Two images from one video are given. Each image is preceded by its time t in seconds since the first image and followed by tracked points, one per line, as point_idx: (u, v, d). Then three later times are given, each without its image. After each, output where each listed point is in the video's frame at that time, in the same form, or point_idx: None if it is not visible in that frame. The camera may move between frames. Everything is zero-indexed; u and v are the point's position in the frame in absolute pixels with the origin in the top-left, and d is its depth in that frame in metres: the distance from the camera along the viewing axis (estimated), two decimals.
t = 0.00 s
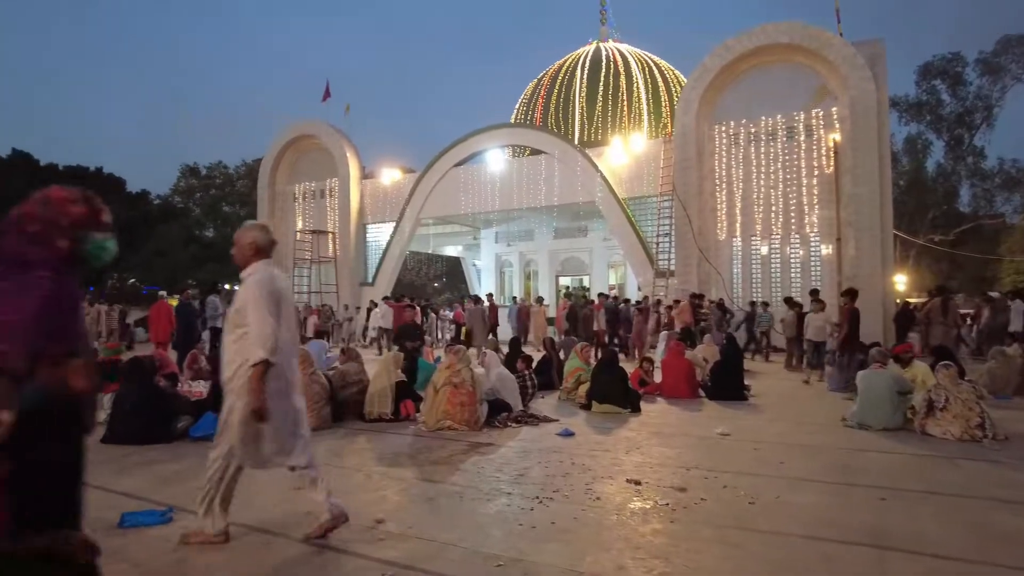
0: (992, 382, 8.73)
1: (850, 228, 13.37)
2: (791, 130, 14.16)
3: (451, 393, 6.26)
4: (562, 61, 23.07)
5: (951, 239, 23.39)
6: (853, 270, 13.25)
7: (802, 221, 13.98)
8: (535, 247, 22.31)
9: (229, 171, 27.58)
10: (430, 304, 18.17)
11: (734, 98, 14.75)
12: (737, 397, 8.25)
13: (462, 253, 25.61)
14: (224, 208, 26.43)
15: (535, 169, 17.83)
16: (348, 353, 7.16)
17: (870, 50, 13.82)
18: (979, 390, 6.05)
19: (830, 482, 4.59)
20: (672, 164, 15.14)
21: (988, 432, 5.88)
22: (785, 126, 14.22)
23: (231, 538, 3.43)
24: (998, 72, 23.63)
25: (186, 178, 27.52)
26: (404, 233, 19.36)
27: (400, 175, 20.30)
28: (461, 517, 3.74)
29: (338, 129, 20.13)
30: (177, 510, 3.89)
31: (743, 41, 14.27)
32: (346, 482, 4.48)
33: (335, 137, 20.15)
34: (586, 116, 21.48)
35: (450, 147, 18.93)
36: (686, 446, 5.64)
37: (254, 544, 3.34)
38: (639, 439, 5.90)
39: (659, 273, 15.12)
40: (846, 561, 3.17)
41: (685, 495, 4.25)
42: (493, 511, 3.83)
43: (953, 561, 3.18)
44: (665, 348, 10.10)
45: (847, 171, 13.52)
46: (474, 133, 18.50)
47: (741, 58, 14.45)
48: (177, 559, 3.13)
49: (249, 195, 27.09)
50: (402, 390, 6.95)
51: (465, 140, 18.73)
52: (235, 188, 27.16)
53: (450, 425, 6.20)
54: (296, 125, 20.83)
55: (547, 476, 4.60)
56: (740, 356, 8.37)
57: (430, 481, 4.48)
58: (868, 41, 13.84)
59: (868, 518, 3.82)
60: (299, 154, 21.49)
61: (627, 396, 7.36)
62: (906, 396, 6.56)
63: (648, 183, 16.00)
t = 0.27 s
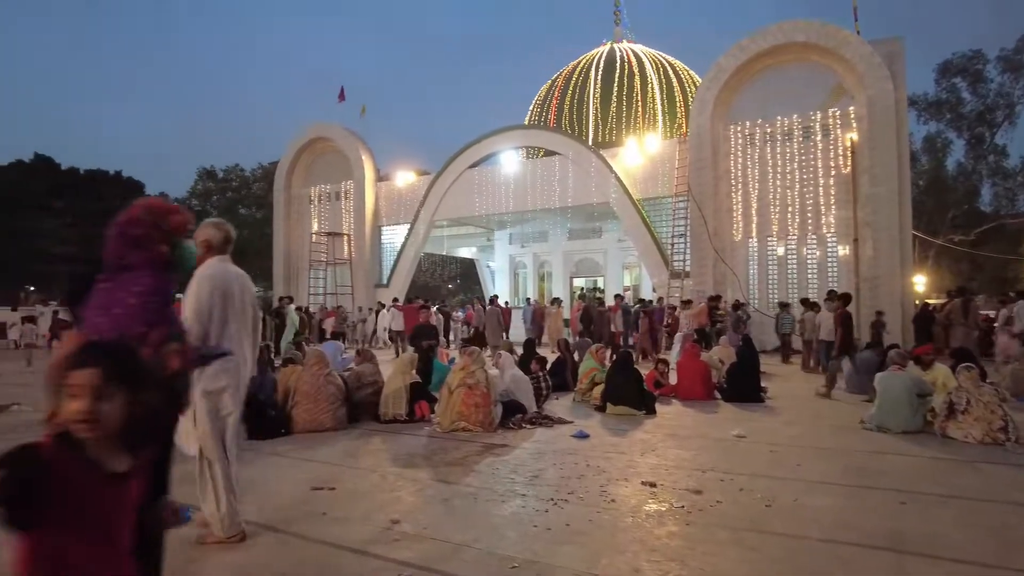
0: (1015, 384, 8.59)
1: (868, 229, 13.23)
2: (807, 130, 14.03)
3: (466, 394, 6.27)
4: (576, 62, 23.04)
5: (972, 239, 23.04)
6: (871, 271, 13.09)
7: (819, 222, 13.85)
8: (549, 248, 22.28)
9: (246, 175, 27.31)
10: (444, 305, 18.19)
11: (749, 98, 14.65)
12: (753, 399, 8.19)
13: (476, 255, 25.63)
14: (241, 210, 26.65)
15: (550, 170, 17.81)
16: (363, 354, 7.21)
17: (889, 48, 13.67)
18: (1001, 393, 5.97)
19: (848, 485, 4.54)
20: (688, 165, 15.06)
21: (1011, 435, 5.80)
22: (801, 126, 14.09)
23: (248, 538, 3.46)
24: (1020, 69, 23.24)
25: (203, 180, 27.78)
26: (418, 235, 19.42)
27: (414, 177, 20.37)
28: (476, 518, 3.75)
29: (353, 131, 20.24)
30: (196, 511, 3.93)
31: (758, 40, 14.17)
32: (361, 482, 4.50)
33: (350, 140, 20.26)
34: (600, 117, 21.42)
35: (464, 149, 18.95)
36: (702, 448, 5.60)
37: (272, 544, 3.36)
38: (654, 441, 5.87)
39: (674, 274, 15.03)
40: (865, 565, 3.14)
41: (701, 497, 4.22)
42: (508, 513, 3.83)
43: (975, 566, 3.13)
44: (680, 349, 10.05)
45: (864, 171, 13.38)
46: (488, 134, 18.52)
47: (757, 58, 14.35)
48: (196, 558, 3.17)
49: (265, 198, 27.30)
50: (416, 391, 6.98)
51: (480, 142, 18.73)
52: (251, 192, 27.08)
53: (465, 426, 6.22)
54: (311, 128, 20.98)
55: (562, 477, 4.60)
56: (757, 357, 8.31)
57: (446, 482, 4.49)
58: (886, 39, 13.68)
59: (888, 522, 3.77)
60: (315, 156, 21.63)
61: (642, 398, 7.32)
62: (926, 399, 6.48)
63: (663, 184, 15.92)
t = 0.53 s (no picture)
0: None
1: (884, 229, 13.08)
2: (823, 130, 13.91)
3: (479, 395, 6.27)
4: (589, 63, 23.01)
5: (992, 239, 22.67)
6: (888, 272, 12.95)
7: (834, 222, 13.72)
8: (562, 249, 22.25)
9: (261, 176, 27.73)
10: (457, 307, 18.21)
11: (764, 98, 14.55)
12: (769, 401, 8.12)
13: (489, 256, 25.66)
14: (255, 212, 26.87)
15: (563, 171, 17.78)
16: (377, 355, 7.24)
17: (906, 46, 13.52)
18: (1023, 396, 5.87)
19: (866, 488, 4.48)
20: (702, 165, 14.98)
21: None
22: (816, 126, 13.98)
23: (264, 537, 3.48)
24: None
25: (219, 183, 28.03)
26: (432, 236, 19.47)
27: (427, 178, 20.43)
28: (489, 519, 3.75)
29: (367, 134, 20.35)
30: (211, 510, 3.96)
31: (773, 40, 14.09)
32: (375, 482, 4.52)
33: (364, 142, 20.38)
34: (613, 117, 21.37)
35: (477, 151, 18.98)
36: (717, 450, 5.56)
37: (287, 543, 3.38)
38: (669, 443, 5.84)
39: (688, 276, 14.93)
40: (883, 568, 3.10)
41: (716, 500, 4.19)
42: (521, 514, 3.83)
43: (995, 571, 3.08)
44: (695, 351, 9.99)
45: (881, 171, 13.25)
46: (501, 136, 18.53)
47: (771, 57, 14.26)
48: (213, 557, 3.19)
49: (280, 200, 27.49)
50: (430, 392, 7.00)
51: (492, 143, 18.75)
52: (266, 193, 27.43)
53: (479, 427, 6.22)
54: (325, 131, 21.12)
55: (576, 479, 4.59)
56: (772, 359, 8.25)
57: (459, 483, 4.49)
58: (903, 38, 13.54)
59: (907, 526, 3.72)
60: (328, 159, 21.77)
61: (656, 399, 7.29)
62: (946, 401, 6.39)
63: (677, 184, 15.85)
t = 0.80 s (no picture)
0: None
1: (901, 230, 12.93)
2: (838, 129, 13.79)
3: (493, 396, 6.27)
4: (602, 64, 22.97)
5: (1011, 240, 22.34)
6: (905, 272, 12.80)
7: (850, 222, 13.59)
8: (575, 250, 22.22)
9: (275, 179, 28.04)
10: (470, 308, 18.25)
11: (778, 98, 14.45)
12: (784, 403, 8.06)
13: (502, 257, 25.69)
14: (270, 214, 27.08)
15: (576, 172, 17.77)
16: (391, 356, 7.27)
17: (923, 44, 13.36)
18: None
19: (883, 492, 4.43)
20: (715, 165, 14.91)
21: None
22: (831, 125, 13.85)
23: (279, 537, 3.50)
24: None
25: (234, 185, 28.27)
26: (444, 237, 19.53)
27: (440, 180, 20.51)
28: (502, 520, 3.75)
29: (380, 136, 20.47)
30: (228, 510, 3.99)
31: (787, 39, 14.02)
32: (390, 483, 4.53)
33: (378, 144, 20.50)
34: (626, 118, 21.31)
35: (490, 153, 19.01)
36: (732, 452, 5.52)
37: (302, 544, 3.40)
38: (683, 445, 5.81)
39: (702, 277, 14.85)
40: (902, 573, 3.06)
41: (731, 502, 4.16)
42: (535, 516, 3.82)
43: None
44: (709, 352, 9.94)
45: (898, 171, 13.10)
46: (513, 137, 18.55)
47: (786, 57, 14.17)
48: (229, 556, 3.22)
49: (295, 202, 27.68)
50: (444, 394, 7.01)
51: (505, 145, 18.77)
52: (281, 195, 27.64)
53: (492, 428, 6.23)
54: (339, 133, 21.26)
55: (590, 481, 4.57)
56: (787, 360, 8.19)
57: (473, 484, 4.49)
58: (920, 36, 13.39)
59: (926, 530, 3.67)
60: (342, 161, 21.90)
61: (670, 401, 7.25)
62: (965, 404, 6.30)
63: (691, 185, 15.79)
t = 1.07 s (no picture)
0: None
1: (918, 230, 12.78)
2: (853, 129, 13.66)
3: (506, 397, 6.27)
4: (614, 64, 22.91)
5: None
6: (922, 273, 12.65)
7: (866, 222, 13.45)
8: (587, 252, 22.16)
9: (289, 181, 28.13)
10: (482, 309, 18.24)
11: (792, 97, 14.35)
12: (799, 405, 7.99)
13: (515, 258, 25.68)
14: (284, 216, 27.22)
15: (588, 173, 17.72)
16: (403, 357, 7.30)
17: (940, 42, 13.21)
18: None
19: (901, 495, 4.37)
20: (729, 165, 14.82)
21: None
22: (847, 125, 13.73)
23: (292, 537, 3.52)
24: None
25: (248, 188, 28.47)
26: (457, 239, 19.55)
27: (453, 182, 20.56)
28: (515, 522, 3.74)
29: (393, 138, 20.55)
30: (242, 510, 4.01)
31: (801, 38, 13.93)
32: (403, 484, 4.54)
33: (391, 146, 20.58)
34: (639, 118, 21.24)
35: (502, 154, 19.01)
36: (747, 455, 5.48)
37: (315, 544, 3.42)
38: (697, 447, 5.77)
39: (716, 278, 14.74)
40: None
41: (746, 505, 4.12)
42: (548, 517, 3.82)
43: None
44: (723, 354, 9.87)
45: (914, 170, 12.95)
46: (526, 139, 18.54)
47: (800, 56, 14.07)
48: (244, 555, 3.24)
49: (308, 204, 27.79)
50: (457, 395, 7.02)
51: (517, 146, 18.77)
52: (294, 197, 27.76)
53: (505, 429, 6.22)
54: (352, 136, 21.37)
55: (603, 483, 4.55)
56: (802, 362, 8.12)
57: (485, 485, 4.49)
58: (938, 33, 13.23)
59: (944, 534, 3.62)
60: (355, 163, 22.00)
61: (684, 403, 7.20)
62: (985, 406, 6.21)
63: (704, 186, 15.69)
